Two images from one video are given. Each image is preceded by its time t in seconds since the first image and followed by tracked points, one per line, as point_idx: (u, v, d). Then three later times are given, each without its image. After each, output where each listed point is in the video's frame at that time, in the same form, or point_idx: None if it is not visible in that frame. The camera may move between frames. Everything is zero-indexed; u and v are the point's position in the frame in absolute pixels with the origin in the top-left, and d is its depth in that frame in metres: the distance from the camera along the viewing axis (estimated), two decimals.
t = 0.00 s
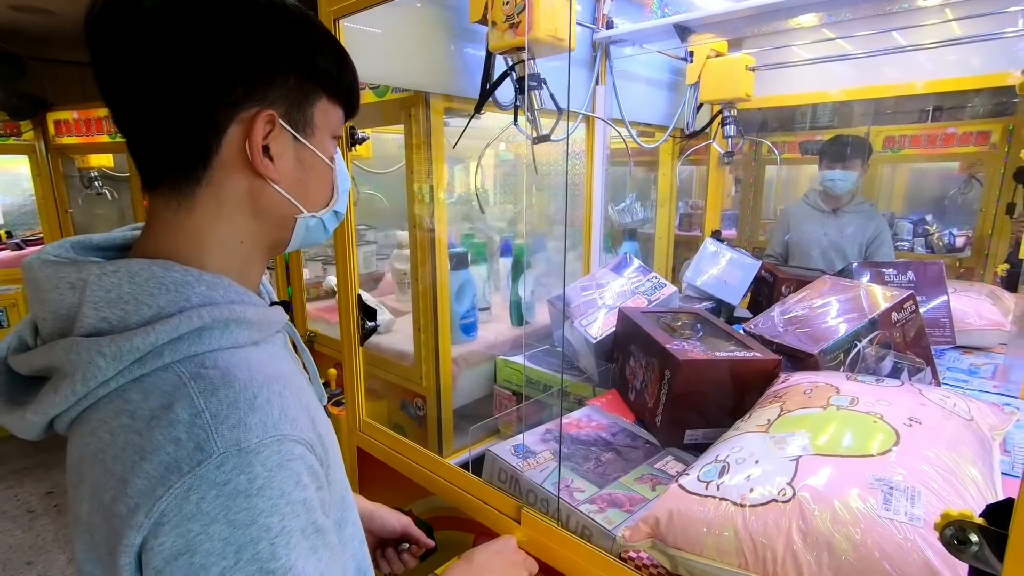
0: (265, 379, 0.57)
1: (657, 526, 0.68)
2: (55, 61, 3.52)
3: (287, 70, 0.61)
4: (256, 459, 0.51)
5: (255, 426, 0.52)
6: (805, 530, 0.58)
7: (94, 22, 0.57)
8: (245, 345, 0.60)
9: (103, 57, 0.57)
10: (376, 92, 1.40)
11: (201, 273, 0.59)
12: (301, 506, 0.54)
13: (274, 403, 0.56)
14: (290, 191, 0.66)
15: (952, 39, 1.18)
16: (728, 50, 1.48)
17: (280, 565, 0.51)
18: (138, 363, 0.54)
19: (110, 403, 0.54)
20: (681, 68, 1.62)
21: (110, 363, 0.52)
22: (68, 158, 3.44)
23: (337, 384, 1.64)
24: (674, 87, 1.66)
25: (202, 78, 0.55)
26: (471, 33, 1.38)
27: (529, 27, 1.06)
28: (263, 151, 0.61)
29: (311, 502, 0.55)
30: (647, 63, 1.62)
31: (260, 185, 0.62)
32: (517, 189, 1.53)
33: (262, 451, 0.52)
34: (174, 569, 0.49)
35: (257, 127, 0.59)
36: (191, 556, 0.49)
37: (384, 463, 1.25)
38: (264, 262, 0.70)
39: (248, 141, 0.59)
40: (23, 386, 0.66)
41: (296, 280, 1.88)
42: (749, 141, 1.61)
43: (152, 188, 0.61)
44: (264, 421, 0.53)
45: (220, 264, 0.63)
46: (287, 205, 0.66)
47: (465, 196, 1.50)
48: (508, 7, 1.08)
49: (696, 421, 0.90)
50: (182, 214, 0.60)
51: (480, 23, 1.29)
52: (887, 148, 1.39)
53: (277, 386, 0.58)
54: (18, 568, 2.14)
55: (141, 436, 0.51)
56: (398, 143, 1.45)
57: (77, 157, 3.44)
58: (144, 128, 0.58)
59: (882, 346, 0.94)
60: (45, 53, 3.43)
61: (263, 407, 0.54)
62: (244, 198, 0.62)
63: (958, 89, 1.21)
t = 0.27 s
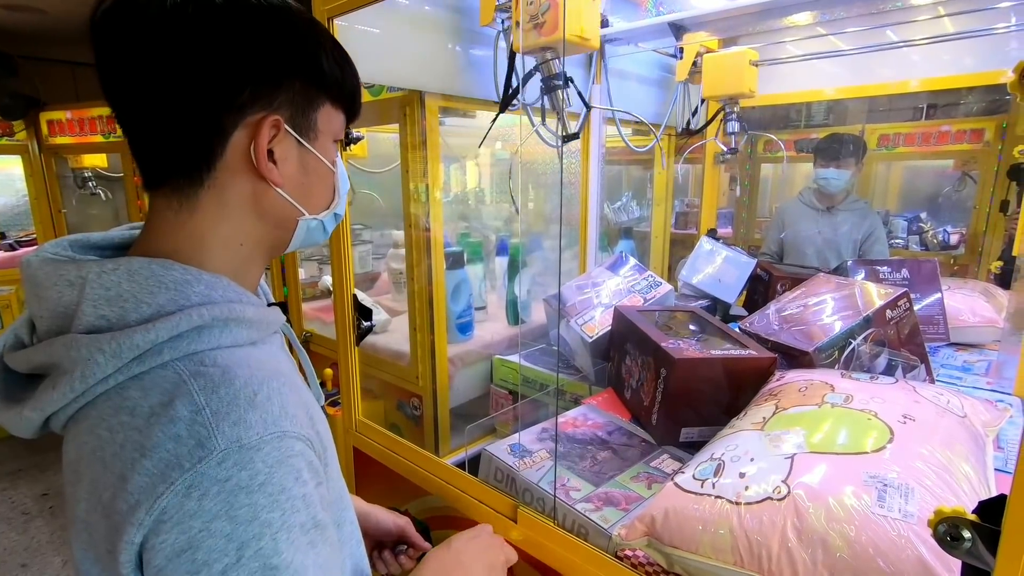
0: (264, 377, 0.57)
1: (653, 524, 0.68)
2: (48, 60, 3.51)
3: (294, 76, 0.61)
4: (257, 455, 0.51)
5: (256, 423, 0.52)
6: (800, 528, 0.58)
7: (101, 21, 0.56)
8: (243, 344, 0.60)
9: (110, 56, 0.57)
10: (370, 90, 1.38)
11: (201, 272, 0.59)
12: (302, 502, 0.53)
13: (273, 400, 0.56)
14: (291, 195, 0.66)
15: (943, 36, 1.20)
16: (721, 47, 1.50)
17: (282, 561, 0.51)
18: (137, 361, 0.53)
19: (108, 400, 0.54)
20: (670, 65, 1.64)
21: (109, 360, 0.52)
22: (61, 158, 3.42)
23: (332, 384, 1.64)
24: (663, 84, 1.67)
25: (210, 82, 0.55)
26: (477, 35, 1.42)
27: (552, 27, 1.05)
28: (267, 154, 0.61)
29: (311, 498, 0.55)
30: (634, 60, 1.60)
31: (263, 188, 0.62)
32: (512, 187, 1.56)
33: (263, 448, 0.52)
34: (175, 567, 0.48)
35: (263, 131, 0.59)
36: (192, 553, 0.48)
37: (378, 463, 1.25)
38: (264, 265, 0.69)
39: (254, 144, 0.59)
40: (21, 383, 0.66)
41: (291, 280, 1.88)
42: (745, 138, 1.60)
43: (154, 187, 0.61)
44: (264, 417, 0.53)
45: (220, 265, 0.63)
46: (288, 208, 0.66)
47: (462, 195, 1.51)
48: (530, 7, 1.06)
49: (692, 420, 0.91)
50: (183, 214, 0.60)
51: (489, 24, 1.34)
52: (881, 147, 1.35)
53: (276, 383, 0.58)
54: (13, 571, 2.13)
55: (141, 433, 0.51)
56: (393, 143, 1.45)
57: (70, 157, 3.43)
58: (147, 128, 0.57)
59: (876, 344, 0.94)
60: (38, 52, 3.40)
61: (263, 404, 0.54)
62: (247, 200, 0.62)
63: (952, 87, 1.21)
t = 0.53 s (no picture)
0: (281, 368, 0.58)
1: (648, 515, 0.69)
2: (33, 61, 3.47)
3: (345, 106, 0.62)
4: (273, 440, 0.51)
5: (272, 408, 0.53)
6: (791, 515, 0.59)
7: (182, 33, 0.60)
8: (262, 338, 0.61)
9: (181, 66, 0.60)
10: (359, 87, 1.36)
11: (226, 269, 0.60)
12: (314, 488, 0.54)
13: (289, 389, 0.56)
14: (325, 215, 0.67)
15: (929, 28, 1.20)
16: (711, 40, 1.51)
17: (294, 544, 0.51)
18: (159, 346, 0.54)
19: (127, 383, 0.54)
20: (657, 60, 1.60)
21: (134, 343, 0.53)
22: (49, 160, 3.39)
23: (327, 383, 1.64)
24: (649, 78, 1.63)
25: (263, 102, 0.57)
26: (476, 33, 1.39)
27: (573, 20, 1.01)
28: (306, 174, 0.62)
29: (321, 485, 0.55)
30: (622, 55, 1.52)
31: (298, 205, 0.64)
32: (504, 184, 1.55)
33: (279, 433, 0.52)
34: (191, 547, 0.49)
35: (305, 152, 0.61)
36: (209, 533, 0.49)
37: (373, 459, 1.26)
38: (287, 274, 0.71)
39: (294, 162, 0.61)
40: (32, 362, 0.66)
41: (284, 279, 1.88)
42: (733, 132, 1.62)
43: (195, 190, 0.63)
44: (280, 404, 0.54)
45: (245, 269, 0.64)
46: (319, 227, 0.67)
47: (455, 192, 1.52)
48: None
49: (685, 411, 0.91)
50: (219, 218, 0.62)
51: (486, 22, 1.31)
52: (870, 138, 1.35)
53: (291, 374, 0.59)
54: None
55: (161, 416, 0.51)
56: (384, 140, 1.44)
57: (58, 159, 3.39)
58: (202, 136, 0.60)
59: (865, 333, 0.95)
60: (21, 53, 3.36)
61: (279, 391, 0.55)
62: (280, 215, 0.64)
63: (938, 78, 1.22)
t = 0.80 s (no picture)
0: (281, 369, 0.58)
1: (647, 514, 0.69)
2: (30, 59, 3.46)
3: (348, 105, 0.62)
4: (275, 441, 0.51)
5: (274, 410, 0.53)
6: (791, 515, 0.59)
7: (185, 30, 0.60)
8: (263, 340, 0.61)
9: (183, 63, 0.60)
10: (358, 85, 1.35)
11: (227, 269, 0.60)
12: (315, 489, 0.54)
13: (289, 390, 0.56)
14: (325, 214, 0.67)
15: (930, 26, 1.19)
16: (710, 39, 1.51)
17: (296, 545, 0.51)
18: (161, 347, 0.54)
19: (127, 383, 0.54)
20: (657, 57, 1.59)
21: (136, 344, 0.53)
22: (47, 159, 3.38)
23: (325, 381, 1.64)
24: (650, 76, 1.63)
25: (264, 100, 0.57)
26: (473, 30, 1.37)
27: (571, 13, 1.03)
28: (307, 173, 0.62)
29: (323, 486, 0.55)
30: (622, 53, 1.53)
31: (299, 204, 0.64)
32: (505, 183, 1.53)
33: (281, 434, 0.52)
34: (192, 548, 0.48)
35: (307, 151, 0.60)
36: (211, 535, 0.48)
37: (372, 458, 1.26)
38: (287, 274, 0.71)
39: (295, 161, 0.60)
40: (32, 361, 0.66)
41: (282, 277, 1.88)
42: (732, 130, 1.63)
43: (196, 188, 0.63)
44: (281, 405, 0.54)
45: (246, 268, 0.64)
46: (320, 226, 0.67)
47: (454, 191, 1.51)
48: None
49: (684, 410, 0.91)
50: (220, 217, 0.62)
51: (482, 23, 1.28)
52: (869, 137, 1.35)
53: (291, 375, 0.59)
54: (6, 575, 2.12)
55: (162, 417, 0.51)
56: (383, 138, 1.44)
57: (56, 158, 3.39)
58: (204, 134, 0.60)
59: (865, 332, 0.95)
60: (18, 51, 3.35)
61: (281, 393, 0.55)
62: (281, 214, 0.63)
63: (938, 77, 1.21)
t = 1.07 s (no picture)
0: (278, 372, 0.58)
1: (647, 513, 0.69)
2: (29, 58, 3.46)
3: (350, 107, 0.62)
4: (270, 445, 0.51)
5: (269, 414, 0.53)
6: (792, 514, 0.59)
7: (189, 30, 0.60)
8: (261, 341, 0.61)
9: (186, 63, 0.60)
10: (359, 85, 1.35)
11: (226, 271, 0.60)
12: (310, 493, 0.54)
13: (286, 393, 0.56)
14: (325, 217, 0.67)
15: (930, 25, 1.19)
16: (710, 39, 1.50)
17: (291, 548, 0.51)
18: (158, 348, 0.54)
19: (123, 384, 0.54)
20: (658, 57, 1.58)
21: (132, 345, 0.53)
22: (46, 158, 3.37)
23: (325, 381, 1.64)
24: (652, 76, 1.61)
25: (266, 100, 0.57)
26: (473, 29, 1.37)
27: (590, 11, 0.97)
28: (306, 175, 0.61)
29: (318, 489, 0.55)
30: (622, 52, 1.49)
31: (298, 206, 0.63)
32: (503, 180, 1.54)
33: (275, 438, 0.52)
34: (186, 552, 0.48)
35: (306, 153, 0.60)
36: (205, 538, 0.48)
37: (371, 458, 1.26)
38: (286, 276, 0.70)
39: (295, 163, 0.60)
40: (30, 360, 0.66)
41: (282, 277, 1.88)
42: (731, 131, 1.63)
43: (196, 188, 0.63)
44: (277, 409, 0.54)
45: (244, 270, 0.64)
46: (319, 229, 0.66)
47: (454, 191, 1.51)
48: None
49: (683, 410, 0.91)
50: (219, 218, 0.62)
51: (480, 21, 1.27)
52: (870, 136, 1.35)
53: (288, 378, 0.59)
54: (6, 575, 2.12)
55: (157, 419, 0.51)
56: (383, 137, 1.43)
57: (55, 157, 3.38)
58: (206, 134, 0.60)
59: (865, 332, 0.95)
60: (17, 50, 3.35)
61: (277, 396, 0.55)
62: (280, 216, 0.63)
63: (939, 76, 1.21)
